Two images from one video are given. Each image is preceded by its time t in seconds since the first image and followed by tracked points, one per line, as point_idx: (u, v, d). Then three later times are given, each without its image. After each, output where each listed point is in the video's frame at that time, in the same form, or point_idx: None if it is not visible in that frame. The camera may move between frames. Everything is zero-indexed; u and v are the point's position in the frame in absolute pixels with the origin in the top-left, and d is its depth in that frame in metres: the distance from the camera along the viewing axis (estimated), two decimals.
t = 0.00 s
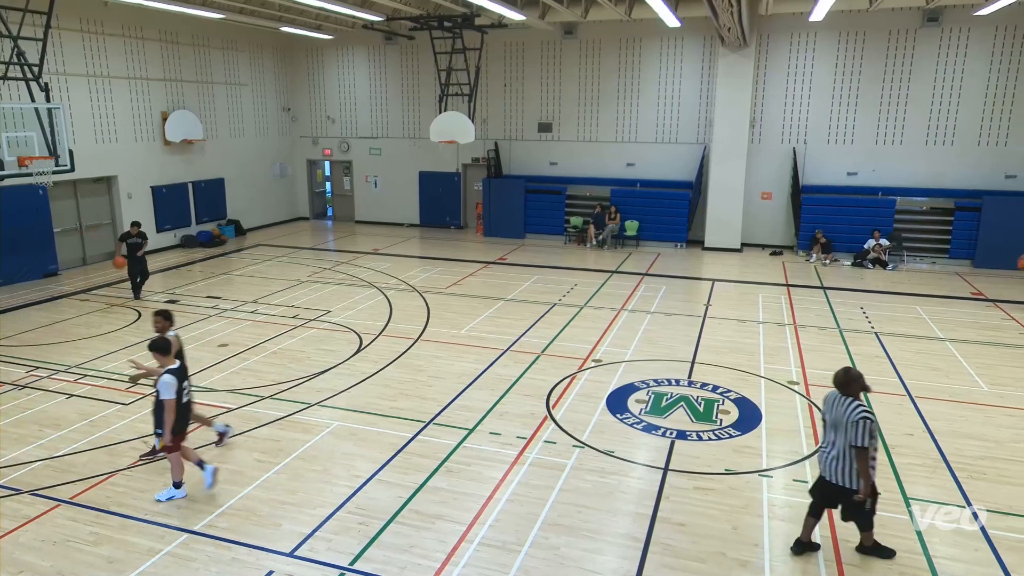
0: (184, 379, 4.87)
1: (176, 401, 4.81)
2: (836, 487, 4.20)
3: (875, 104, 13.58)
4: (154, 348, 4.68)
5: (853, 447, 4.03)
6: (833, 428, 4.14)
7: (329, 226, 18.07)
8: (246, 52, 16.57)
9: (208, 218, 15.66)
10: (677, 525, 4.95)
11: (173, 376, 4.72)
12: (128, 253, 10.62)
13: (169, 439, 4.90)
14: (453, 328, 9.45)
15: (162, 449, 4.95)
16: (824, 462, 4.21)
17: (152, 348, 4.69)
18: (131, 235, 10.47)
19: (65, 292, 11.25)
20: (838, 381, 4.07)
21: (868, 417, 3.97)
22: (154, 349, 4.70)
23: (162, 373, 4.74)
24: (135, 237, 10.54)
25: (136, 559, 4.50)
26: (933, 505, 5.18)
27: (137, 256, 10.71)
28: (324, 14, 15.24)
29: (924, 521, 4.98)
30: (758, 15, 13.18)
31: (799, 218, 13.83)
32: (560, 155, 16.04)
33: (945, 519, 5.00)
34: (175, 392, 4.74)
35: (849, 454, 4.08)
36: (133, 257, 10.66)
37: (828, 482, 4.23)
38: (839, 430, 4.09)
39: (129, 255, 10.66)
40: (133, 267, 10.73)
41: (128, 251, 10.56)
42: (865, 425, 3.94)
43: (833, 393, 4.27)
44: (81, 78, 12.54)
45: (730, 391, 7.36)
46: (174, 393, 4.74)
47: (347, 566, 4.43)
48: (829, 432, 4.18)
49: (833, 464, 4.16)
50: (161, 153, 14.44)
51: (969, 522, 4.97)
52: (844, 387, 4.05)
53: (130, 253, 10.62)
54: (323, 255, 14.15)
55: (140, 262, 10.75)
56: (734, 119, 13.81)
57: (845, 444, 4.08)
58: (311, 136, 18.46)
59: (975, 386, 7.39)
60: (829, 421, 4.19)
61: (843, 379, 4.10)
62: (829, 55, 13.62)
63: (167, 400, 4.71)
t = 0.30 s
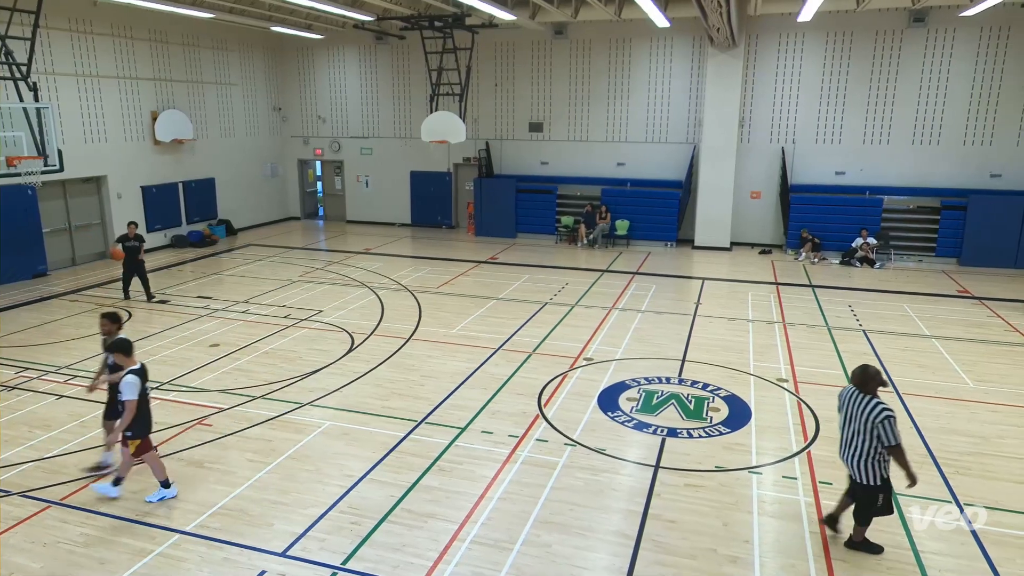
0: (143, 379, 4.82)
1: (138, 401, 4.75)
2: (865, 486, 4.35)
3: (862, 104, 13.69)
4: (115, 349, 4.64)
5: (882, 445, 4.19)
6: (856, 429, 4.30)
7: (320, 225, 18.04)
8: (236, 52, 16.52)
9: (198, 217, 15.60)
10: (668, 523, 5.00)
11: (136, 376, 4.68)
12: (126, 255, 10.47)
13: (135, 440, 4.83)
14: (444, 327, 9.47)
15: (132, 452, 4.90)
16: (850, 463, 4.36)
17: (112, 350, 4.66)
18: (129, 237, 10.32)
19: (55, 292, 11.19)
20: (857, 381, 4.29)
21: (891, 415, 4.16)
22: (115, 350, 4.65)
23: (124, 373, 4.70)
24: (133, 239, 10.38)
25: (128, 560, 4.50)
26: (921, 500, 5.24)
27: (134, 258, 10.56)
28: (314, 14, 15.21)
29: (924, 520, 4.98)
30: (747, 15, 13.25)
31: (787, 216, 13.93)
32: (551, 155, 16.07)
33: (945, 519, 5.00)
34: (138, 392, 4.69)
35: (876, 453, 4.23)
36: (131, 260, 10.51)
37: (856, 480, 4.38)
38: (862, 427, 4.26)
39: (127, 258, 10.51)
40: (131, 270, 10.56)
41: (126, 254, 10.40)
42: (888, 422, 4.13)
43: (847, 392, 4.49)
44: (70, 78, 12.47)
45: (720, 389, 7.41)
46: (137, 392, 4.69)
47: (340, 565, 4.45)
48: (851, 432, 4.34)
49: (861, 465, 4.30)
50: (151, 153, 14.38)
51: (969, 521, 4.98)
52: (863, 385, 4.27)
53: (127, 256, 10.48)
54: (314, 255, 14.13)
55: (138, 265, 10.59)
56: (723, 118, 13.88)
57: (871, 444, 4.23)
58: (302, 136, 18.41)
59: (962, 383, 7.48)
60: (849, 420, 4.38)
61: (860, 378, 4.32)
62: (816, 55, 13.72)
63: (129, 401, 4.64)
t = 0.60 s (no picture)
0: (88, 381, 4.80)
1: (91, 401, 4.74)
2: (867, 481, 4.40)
3: (843, 104, 13.86)
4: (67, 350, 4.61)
5: (887, 437, 4.30)
6: (863, 424, 4.34)
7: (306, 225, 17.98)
8: (220, 51, 16.41)
9: (183, 217, 15.50)
10: (653, 518, 5.07)
11: (91, 375, 4.70)
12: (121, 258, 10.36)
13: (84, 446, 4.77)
14: (431, 326, 9.50)
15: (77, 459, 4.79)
16: (852, 458, 4.38)
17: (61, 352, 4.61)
18: (126, 239, 10.28)
19: (37, 293, 11.10)
20: (863, 375, 4.35)
21: (893, 408, 4.26)
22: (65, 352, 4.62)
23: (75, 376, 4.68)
24: (129, 241, 10.33)
25: (114, 562, 4.50)
26: (901, 493, 5.35)
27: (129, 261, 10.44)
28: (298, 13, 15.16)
29: (924, 522, 4.98)
30: (729, 15, 13.37)
31: (769, 214, 14.09)
32: (536, 154, 16.13)
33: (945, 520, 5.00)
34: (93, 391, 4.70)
35: (881, 446, 4.32)
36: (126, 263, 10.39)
37: (856, 475, 4.42)
38: (865, 419, 4.32)
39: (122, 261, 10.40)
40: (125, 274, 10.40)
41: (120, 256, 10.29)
42: (892, 414, 4.22)
43: (846, 388, 4.53)
44: (51, 77, 12.35)
45: (704, 385, 7.51)
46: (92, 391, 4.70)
47: (327, 564, 4.48)
48: (857, 428, 4.37)
49: (867, 460, 4.33)
50: (134, 153, 14.27)
51: (968, 521, 4.98)
52: (866, 379, 4.35)
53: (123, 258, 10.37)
54: (300, 255, 14.08)
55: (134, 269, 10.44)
56: (706, 117, 14.00)
57: (876, 437, 4.31)
58: (287, 136, 18.34)
59: (940, 377, 7.63)
60: (853, 416, 4.40)
61: (862, 374, 4.38)
62: (797, 55, 13.87)
63: (85, 400, 4.64)
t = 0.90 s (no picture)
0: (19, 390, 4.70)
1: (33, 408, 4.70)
2: (865, 466, 4.49)
3: (816, 103, 14.08)
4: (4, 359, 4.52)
5: (882, 422, 4.38)
6: (859, 410, 4.46)
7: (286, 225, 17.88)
8: (197, 50, 16.25)
9: (160, 218, 15.34)
10: (634, 512, 5.16)
11: (31, 381, 4.65)
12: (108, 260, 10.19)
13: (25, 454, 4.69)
14: (413, 325, 9.53)
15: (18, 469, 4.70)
16: (853, 445, 4.49)
17: None
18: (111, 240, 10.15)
19: (12, 295, 10.94)
20: (856, 363, 4.48)
21: (891, 393, 4.36)
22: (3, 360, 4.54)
23: (15, 383, 4.61)
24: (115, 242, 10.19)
25: (93, 565, 4.49)
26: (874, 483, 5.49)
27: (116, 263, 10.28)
28: (276, 12, 15.08)
29: (924, 522, 4.99)
30: (705, 16, 13.53)
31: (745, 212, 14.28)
32: (516, 153, 16.19)
33: (945, 520, 5.01)
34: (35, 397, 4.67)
35: (877, 431, 4.41)
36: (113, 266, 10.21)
37: (857, 462, 4.52)
38: (865, 407, 4.43)
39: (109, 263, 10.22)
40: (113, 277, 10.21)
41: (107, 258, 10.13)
42: (890, 399, 4.33)
43: (846, 378, 4.65)
44: (24, 76, 12.15)
45: (683, 381, 7.63)
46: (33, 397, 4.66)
47: (310, 564, 4.50)
48: (854, 414, 4.50)
49: (863, 445, 4.44)
50: (110, 153, 14.09)
51: (969, 522, 4.98)
52: (861, 368, 4.46)
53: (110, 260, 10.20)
54: (280, 255, 14.01)
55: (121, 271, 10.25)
56: (683, 116, 14.16)
57: (872, 423, 4.41)
58: (265, 135, 18.22)
59: (911, 370, 7.82)
60: (851, 402, 4.53)
61: (859, 362, 4.51)
62: (772, 56, 14.07)
63: (32, 406, 4.62)
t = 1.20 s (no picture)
0: None
1: None
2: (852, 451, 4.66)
3: (787, 104, 14.33)
4: None
5: (865, 411, 4.50)
6: (845, 398, 4.62)
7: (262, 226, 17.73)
8: (170, 50, 16.06)
9: (134, 219, 15.13)
10: (613, 507, 5.24)
11: None
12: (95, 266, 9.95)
13: None
14: (391, 325, 9.53)
15: None
16: (842, 433, 4.67)
17: None
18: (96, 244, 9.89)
19: None
20: (844, 354, 4.62)
21: (876, 382, 4.47)
22: None
23: None
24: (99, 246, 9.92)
25: (69, 572, 4.45)
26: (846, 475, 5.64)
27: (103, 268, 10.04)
28: (250, 12, 14.95)
29: (924, 522, 4.98)
30: (678, 18, 13.69)
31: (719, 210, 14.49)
32: (493, 153, 16.23)
33: (945, 520, 5.01)
34: None
35: (862, 419, 4.55)
36: (101, 271, 9.98)
37: (849, 449, 4.69)
38: (851, 396, 4.57)
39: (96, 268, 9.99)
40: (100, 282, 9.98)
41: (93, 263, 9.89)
42: (872, 388, 4.44)
43: (840, 366, 4.79)
44: None
45: (659, 377, 7.74)
46: None
47: (290, 566, 4.50)
48: (842, 401, 4.66)
49: (849, 430, 4.62)
50: (81, 153, 13.87)
51: (969, 522, 5.00)
52: (849, 358, 4.60)
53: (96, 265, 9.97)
54: (257, 256, 13.91)
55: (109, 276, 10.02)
56: (657, 117, 14.32)
57: (856, 411, 4.56)
58: (240, 135, 18.06)
59: (880, 364, 8.02)
60: (840, 390, 4.69)
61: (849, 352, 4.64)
62: (744, 57, 14.29)
63: None
